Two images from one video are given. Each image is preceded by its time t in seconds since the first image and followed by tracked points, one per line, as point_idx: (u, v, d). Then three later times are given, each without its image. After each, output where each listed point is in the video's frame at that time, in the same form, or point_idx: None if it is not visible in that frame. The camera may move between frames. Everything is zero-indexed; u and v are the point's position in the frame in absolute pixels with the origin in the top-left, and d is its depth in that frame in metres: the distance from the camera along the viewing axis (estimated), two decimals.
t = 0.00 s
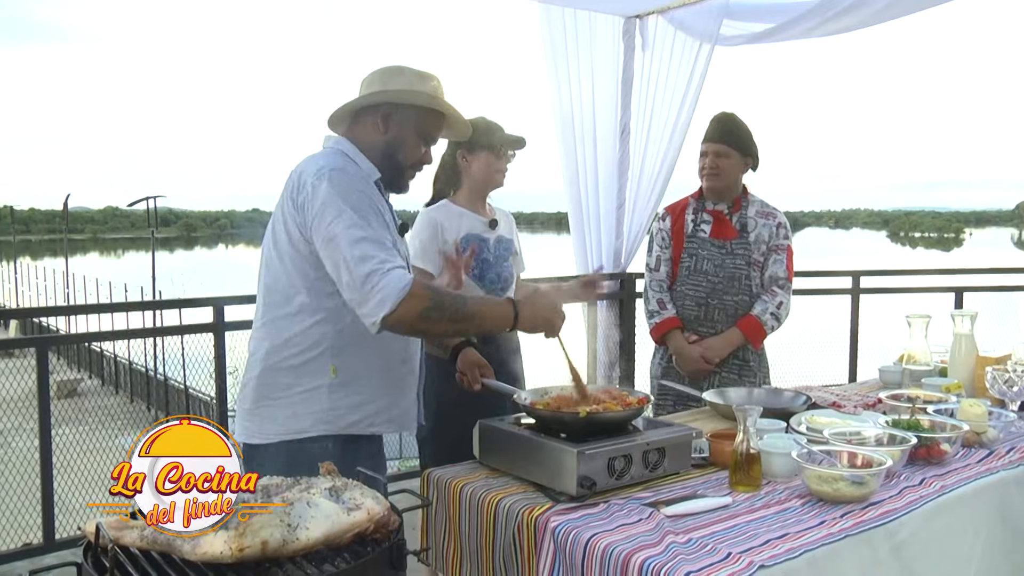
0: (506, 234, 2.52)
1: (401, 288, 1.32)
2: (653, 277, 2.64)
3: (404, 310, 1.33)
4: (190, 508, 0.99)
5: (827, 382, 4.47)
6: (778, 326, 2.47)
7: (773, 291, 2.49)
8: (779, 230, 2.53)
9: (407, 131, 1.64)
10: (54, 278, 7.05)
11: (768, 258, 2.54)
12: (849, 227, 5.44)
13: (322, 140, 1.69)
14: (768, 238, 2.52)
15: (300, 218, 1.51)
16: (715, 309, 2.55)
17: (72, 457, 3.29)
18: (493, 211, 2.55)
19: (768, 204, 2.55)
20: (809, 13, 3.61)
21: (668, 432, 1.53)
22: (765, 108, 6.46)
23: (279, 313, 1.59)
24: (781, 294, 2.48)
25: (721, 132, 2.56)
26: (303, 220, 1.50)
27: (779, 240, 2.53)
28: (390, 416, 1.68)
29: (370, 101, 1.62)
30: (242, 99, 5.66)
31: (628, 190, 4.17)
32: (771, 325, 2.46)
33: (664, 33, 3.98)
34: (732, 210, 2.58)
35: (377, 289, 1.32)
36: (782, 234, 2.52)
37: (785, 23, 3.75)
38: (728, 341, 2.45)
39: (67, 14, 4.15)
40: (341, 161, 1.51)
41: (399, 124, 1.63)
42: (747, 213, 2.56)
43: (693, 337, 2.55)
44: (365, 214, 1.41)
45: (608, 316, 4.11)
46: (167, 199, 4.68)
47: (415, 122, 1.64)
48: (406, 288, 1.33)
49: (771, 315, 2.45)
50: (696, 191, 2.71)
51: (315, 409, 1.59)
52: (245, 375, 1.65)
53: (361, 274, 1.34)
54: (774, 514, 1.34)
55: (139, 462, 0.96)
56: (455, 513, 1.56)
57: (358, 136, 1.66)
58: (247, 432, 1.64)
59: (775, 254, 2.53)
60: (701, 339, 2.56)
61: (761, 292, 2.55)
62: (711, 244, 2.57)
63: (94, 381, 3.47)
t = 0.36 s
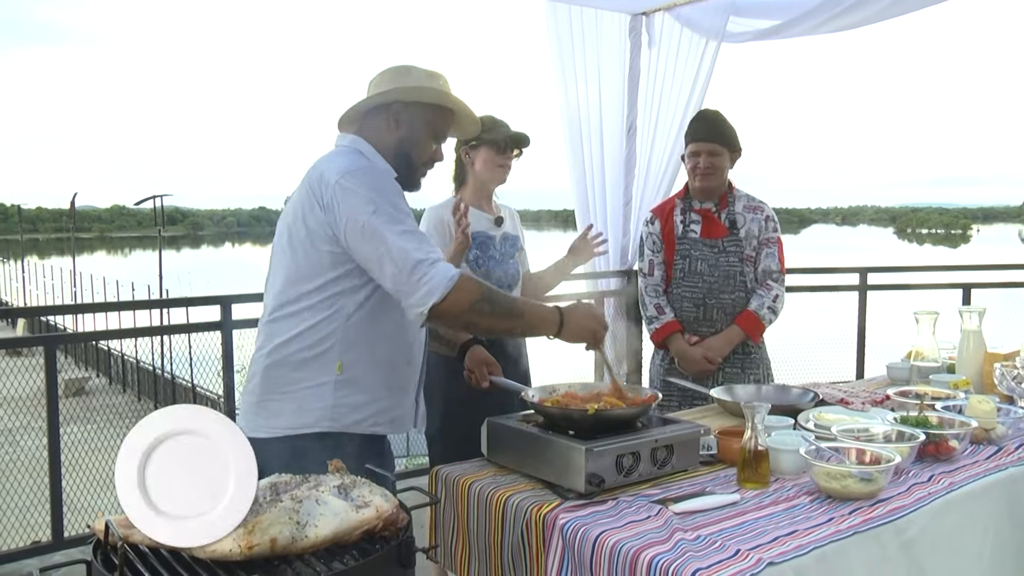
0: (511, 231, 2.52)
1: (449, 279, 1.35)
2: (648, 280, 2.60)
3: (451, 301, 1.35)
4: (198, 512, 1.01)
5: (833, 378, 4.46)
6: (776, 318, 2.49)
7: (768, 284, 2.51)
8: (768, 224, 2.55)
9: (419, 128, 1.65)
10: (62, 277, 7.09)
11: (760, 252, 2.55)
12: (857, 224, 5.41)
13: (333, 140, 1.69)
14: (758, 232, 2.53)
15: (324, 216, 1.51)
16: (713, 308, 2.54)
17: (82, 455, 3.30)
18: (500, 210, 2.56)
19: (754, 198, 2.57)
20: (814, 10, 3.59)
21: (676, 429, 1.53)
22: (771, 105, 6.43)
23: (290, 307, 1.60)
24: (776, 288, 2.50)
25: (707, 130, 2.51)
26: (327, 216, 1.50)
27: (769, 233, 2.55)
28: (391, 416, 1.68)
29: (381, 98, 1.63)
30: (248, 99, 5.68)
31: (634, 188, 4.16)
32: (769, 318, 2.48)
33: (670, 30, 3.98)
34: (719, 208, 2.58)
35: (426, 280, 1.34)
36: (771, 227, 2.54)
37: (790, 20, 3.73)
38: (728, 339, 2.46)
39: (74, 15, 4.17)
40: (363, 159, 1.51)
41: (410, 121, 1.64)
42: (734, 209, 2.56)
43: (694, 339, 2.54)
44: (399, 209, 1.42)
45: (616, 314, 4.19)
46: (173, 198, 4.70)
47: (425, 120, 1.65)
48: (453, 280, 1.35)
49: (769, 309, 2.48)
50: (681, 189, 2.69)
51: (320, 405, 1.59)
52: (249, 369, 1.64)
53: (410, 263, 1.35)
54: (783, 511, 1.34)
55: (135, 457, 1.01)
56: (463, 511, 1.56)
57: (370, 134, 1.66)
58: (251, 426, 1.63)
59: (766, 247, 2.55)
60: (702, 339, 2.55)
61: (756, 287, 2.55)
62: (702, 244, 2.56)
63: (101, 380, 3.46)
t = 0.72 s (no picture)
0: (509, 226, 2.58)
1: (475, 267, 1.38)
2: (656, 278, 2.64)
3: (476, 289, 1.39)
4: (203, 517, 0.99)
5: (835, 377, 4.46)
6: (785, 316, 2.45)
7: (776, 281, 2.47)
8: (778, 220, 2.52)
9: (432, 124, 1.66)
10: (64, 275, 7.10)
11: (770, 249, 2.52)
12: (859, 223, 5.40)
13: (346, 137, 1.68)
14: (767, 229, 2.51)
15: (344, 209, 1.52)
16: (721, 305, 2.54)
17: (84, 452, 3.31)
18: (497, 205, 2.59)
19: (765, 195, 2.55)
20: (818, 8, 3.59)
21: (679, 427, 1.53)
22: (773, 104, 6.42)
23: (311, 301, 1.61)
24: (785, 284, 2.46)
25: (713, 126, 2.55)
26: (346, 209, 1.51)
27: (779, 230, 2.51)
28: (413, 409, 1.68)
29: (394, 94, 1.62)
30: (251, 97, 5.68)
31: (637, 186, 4.16)
32: (778, 316, 2.45)
33: (674, 29, 3.98)
34: (728, 206, 2.58)
35: (452, 270, 1.36)
36: (781, 224, 2.50)
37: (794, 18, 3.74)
38: (736, 336, 2.44)
39: (77, 13, 4.17)
40: (381, 153, 1.53)
41: (423, 117, 1.64)
42: (744, 207, 2.55)
43: (701, 335, 2.54)
44: (420, 201, 1.44)
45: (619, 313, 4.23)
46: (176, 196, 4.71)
47: (439, 115, 1.66)
48: (479, 268, 1.38)
49: (776, 306, 2.44)
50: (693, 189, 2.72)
51: (342, 398, 1.58)
52: (269, 364, 1.65)
53: (435, 252, 1.36)
54: (786, 510, 1.33)
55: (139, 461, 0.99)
56: (466, 509, 1.56)
57: (384, 131, 1.65)
58: (273, 421, 1.64)
59: (775, 244, 2.51)
60: (709, 335, 2.56)
61: (765, 284, 2.53)
62: (711, 241, 2.57)
63: (103, 377, 3.36)
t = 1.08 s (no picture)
0: (506, 222, 2.57)
1: (483, 258, 1.36)
2: (676, 272, 2.64)
3: (485, 277, 1.37)
4: (199, 515, 0.98)
5: (837, 372, 4.47)
6: (804, 313, 2.43)
7: (796, 278, 2.46)
8: (799, 216, 2.50)
9: (439, 117, 1.64)
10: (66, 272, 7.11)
11: (790, 245, 2.50)
12: (861, 218, 5.39)
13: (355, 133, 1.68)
14: (788, 225, 2.49)
15: (353, 205, 1.52)
16: (739, 301, 2.54)
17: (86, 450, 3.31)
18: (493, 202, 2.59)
19: (787, 190, 2.53)
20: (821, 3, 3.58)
21: (681, 424, 1.53)
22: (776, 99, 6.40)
23: (329, 297, 1.61)
24: (805, 282, 2.45)
25: (734, 121, 2.56)
26: (355, 206, 1.51)
27: (799, 226, 2.49)
28: (439, 398, 1.68)
29: (400, 89, 1.63)
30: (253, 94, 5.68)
31: (639, 181, 4.15)
32: (796, 313, 2.43)
33: (676, 24, 3.97)
34: (750, 201, 2.57)
35: (460, 259, 1.34)
36: (802, 220, 2.48)
37: (795, 13, 3.74)
38: (754, 332, 2.43)
39: (78, 10, 4.16)
40: (386, 148, 1.52)
41: (430, 110, 1.63)
42: (766, 201, 2.54)
43: (719, 330, 2.54)
44: (427, 191, 1.42)
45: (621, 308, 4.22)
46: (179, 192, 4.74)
47: (446, 108, 1.64)
48: (486, 257, 1.36)
49: (795, 303, 2.43)
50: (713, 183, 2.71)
51: (366, 391, 1.59)
52: (292, 363, 1.66)
53: (441, 242, 1.35)
54: (789, 506, 1.33)
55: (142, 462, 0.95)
56: (468, 506, 1.56)
57: (391, 126, 1.65)
58: (298, 418, 1.65)
59: (796, 240, 2.49)
60: (726, 331, 2.57)
61: (784, 280, 2.52)
62: (730, 236, 2.57)
63: (107, 374, 3.45)
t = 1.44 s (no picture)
0: (502, 220, 2.60)
1: (484, 242, 1.36)
2: (688, 270, 2.65)
3: (487, 263, 1.36)
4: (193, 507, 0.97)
5: (837, 370, 4.48)
6: (815, 314, 2.42)
7: (808, 280, 2.44)
8: (814, 217, 2.47)
9: (440, 115, 1.64)
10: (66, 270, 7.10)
11: (804, 246, 2.48)
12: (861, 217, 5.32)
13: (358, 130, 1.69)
14: (802, 226, 2.47)
15: (352, 202, 1.53)
16: (749, 301, 2.55)
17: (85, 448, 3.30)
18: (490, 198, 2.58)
19: (803, 189, 2.50)
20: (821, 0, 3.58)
21: (681, 422, 1.52)
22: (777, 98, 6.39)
23: (334, 295, 1.62)
24: (817, 284, 2.43)
25: (750, 119, 2.55)
26: (355, 202, 1.52)
27: (814, 227, 2.46)
28: (445, 392, 1.68)
29: (400, 88, 1.63)
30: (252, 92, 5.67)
31: (639, 179, 4.14)
32: (807, 316, 2.42)
33: (676, 21, 3.95)
34: (764, 199, 2.56)
35: (461, 245, 1.34)
36: (817, 221, 2.45)
37: (794, 11, 3.74)
38: (763, 334, 2.43)
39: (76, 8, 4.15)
40: (384, 143, 1.53)
41: (430, 108, 1.63)
42: (780, 200, 2.52)
43: (729, 330, 2.55)
44: (424, 184, 1.43)
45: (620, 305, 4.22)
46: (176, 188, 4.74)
47: (446, 105, 1.64)
48: (486, 244, 1.36)
49: (806, 305, 2.41)
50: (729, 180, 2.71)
51: (373, 386, 1.59)
52: (300, 361, 1.66)
53: (441, 231, 1.35)
54: (788, 505, 1.33)
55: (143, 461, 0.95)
56: (467, 504, 1.56)
57: (393, 123, 1.66)
58: (308, 415, 1.66)
59: (810, 241, 2.47)
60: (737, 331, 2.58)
61: (796, 281, 2.52)
62: (743, 235, 2.57)
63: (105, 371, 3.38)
